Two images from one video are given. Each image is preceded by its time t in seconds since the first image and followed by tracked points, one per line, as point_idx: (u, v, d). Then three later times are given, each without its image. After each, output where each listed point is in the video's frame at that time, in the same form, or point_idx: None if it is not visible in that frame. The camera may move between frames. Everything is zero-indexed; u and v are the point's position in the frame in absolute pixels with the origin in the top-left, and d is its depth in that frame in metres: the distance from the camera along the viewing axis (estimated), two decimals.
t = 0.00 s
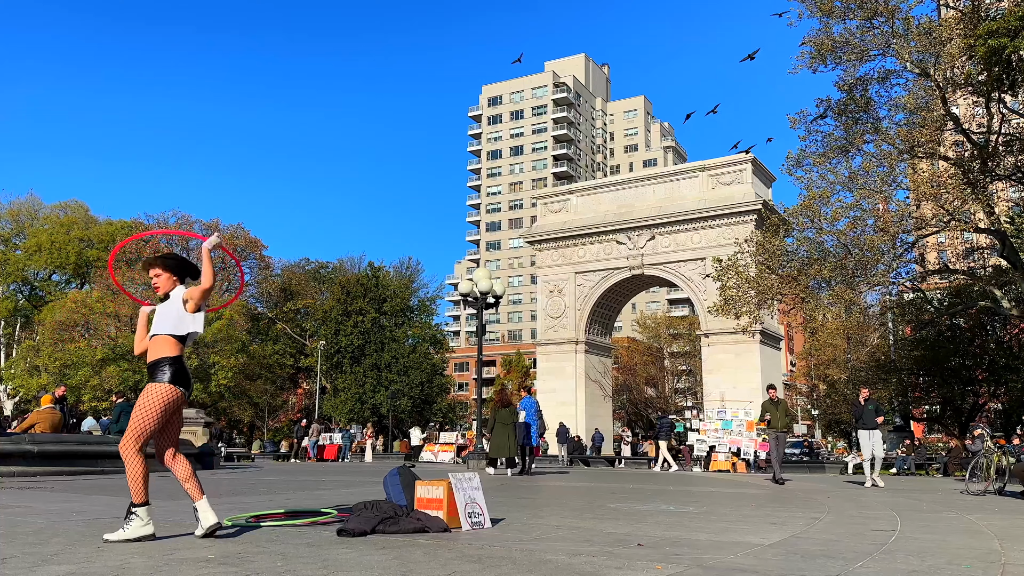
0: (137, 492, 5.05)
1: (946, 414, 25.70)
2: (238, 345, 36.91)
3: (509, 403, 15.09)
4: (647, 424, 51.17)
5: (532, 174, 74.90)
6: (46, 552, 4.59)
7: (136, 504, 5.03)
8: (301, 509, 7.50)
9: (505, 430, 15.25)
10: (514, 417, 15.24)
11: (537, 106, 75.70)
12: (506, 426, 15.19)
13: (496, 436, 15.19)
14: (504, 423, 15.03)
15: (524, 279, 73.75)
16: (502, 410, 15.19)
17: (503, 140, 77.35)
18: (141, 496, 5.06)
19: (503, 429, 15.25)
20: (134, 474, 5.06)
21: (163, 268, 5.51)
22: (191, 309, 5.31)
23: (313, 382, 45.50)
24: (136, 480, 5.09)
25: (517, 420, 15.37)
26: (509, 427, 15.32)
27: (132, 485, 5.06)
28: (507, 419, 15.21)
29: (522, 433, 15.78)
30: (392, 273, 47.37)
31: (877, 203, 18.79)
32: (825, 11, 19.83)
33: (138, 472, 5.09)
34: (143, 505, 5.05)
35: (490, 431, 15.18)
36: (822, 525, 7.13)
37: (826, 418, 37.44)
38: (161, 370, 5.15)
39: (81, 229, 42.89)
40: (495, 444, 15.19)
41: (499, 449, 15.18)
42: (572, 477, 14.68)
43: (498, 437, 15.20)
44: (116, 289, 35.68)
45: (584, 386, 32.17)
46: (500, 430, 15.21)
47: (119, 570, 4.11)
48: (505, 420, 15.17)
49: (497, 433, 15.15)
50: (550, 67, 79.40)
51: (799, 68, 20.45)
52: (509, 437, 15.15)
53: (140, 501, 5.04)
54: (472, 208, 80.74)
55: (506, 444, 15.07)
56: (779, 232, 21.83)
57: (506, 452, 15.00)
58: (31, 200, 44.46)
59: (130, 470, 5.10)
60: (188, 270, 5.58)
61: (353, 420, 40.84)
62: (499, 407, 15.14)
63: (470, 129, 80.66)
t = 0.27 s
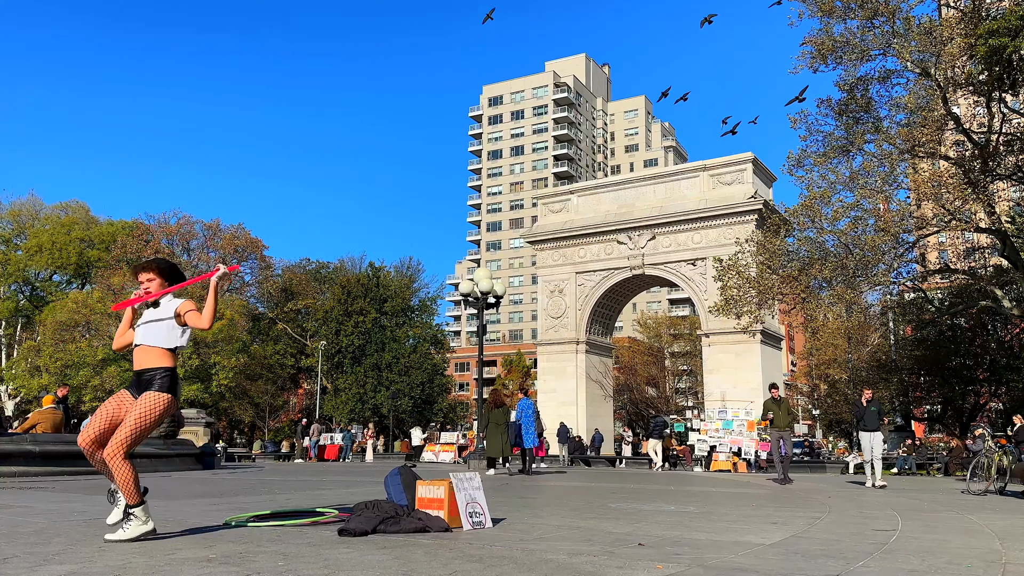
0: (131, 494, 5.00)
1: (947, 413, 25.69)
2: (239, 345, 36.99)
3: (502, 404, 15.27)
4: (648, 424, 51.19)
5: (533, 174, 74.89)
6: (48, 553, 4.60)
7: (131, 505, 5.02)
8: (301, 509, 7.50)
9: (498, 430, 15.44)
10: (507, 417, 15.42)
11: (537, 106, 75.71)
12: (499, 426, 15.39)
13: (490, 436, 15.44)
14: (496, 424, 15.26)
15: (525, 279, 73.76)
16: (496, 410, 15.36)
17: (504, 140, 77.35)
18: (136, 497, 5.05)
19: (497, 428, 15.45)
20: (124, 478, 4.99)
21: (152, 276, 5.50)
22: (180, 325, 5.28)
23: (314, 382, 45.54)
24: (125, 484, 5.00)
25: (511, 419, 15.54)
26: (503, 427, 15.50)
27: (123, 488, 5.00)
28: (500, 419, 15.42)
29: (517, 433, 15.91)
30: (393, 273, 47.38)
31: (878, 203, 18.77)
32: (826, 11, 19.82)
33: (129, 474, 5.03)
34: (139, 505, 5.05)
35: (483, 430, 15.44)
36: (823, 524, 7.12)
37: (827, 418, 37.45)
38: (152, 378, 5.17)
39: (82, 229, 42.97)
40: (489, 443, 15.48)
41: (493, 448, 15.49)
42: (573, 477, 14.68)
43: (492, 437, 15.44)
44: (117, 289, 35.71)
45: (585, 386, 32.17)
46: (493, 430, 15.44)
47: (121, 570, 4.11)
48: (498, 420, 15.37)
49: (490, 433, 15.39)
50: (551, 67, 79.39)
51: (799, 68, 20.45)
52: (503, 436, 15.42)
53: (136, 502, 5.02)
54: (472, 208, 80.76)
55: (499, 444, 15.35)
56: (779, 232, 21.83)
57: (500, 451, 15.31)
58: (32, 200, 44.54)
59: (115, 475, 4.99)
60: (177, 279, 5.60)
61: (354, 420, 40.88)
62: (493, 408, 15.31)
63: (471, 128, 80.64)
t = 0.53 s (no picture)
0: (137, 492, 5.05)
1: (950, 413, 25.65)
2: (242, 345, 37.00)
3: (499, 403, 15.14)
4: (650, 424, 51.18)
5: (535, 174, 74.90)
6: (52, 551, 4.61)
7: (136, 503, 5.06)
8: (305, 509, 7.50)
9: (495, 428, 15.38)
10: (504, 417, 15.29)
11: (540, 106, 75.72)
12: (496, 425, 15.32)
13: (486, 433, 15.39)
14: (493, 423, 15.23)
15: (528, 279, 73.77)
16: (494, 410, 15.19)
17: (506, 140, 77.37)
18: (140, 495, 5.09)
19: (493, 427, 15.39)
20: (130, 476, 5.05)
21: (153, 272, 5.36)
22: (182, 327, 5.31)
23: (317, 382, 45.60)
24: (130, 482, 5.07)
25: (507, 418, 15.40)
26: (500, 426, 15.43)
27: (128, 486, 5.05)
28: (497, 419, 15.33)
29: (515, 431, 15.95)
30: (396, 273, 47.42)
31: (880, 202, 18.75)
32: (829, 10, 19.81)
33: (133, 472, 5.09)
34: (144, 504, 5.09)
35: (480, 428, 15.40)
36: (826, 524, 7.12)
37: (830, 418, 37.45)
38: (151, 379, 5.17)
39: (86, 230, 43.11)
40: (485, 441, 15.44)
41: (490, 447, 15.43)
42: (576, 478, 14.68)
43: (487, 435, 15.40)
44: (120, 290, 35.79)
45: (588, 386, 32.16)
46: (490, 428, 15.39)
47: (126, 568, 4.12)
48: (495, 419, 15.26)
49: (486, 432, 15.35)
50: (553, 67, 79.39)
51: (801, 67, 20.46)
52: (500, 436, 15.45)
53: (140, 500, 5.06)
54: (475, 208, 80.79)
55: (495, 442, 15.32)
56: (782, 232, 21.82)
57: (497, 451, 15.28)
58: (36, 201, 44.69)
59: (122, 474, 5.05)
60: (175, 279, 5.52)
61: (356, 420, 40.95)
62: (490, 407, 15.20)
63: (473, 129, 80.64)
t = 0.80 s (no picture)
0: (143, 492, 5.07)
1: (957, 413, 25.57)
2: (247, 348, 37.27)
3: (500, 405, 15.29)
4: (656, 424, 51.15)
5: (540, 175, 74.88)
6: (60, 549, 4.63)
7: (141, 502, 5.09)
8: (309, 508, 7.51)
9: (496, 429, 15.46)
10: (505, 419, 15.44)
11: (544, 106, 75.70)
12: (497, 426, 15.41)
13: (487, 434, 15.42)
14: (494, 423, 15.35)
15: (532, 279, 73.76)
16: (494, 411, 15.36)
17: (510, 140, 77.35)
18: (147, 495, 5.13)
19: (494, 428, 15.47)
20: (139, 476, 5.08)
21: (160, 268, 5.45)
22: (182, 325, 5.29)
23: (322, 382, 45.66)
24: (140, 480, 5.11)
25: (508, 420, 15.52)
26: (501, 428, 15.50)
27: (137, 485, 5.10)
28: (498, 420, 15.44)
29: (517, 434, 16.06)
30: (400, 273, 47.46)
31: (886, 201, 18.68)
32: (833, 9, 19.78)
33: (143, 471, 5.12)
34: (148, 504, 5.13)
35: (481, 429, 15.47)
36: (831, 522, 7.10)
37: (835, 418, 37.38)
38: (153, 379, 5.17)
39: (92, 231, 43.27)
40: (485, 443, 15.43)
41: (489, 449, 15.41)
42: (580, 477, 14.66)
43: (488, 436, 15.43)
44: (125, 291, 35.85)
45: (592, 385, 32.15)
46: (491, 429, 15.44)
47: (132, 565, 4.13)
48: (496, 420, 15.38)
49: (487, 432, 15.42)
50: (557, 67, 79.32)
51: (806, 67, 20.43)
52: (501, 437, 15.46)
53: (146, 500, 5.10)
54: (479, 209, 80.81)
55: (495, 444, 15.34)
56: (787, 231, 21.77)
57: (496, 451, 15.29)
58: (42, 203, 44.84)
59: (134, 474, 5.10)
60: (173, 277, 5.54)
61: (361, 420, 41.02)
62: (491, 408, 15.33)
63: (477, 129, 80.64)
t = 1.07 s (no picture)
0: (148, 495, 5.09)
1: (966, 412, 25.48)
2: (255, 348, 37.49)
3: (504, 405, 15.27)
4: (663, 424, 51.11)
5: (546, 175, 74.86)
6: (70, 550, 4.66)
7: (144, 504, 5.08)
8: (317, 507, 7.54)
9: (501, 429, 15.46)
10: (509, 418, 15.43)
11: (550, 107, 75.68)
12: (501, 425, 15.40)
13: (491, 434, 15.41)
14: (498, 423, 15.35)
15: (539, 280, 73.75)
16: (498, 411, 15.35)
17: (517, 140, 77.35)
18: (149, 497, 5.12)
19: (498, 428, 15.46)
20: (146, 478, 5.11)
21: (166, 272, 5.49)
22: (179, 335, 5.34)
23: (329, 383, 45.78)
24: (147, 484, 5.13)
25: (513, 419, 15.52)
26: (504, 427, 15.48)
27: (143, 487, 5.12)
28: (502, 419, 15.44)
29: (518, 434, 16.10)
30: (407, 274, 47.52)
31: (893, 200, 18.62)
32: (840, 8, 19.74)
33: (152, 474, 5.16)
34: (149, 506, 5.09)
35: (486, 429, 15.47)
36: (839, 522, 7.09)
37: (844, 417, 37.25)
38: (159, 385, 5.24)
39: (100, 232, 43.51)
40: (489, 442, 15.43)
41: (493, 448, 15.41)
42: (588, 477, 14.69)
43: (492, 435, 15.42)
44: (134, 292, 36.03)
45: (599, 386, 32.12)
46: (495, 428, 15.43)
47: (142, 566, 4.16)
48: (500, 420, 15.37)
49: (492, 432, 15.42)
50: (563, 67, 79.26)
51: (812, 66, 20.38)
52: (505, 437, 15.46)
53: (148, 501, 5.09)
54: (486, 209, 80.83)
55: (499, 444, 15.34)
56: (795, 230, 21.71)
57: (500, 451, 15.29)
58: (51, 204, 45.10)
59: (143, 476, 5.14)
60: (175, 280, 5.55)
61: (369, 420, 41.09)
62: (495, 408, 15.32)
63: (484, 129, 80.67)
